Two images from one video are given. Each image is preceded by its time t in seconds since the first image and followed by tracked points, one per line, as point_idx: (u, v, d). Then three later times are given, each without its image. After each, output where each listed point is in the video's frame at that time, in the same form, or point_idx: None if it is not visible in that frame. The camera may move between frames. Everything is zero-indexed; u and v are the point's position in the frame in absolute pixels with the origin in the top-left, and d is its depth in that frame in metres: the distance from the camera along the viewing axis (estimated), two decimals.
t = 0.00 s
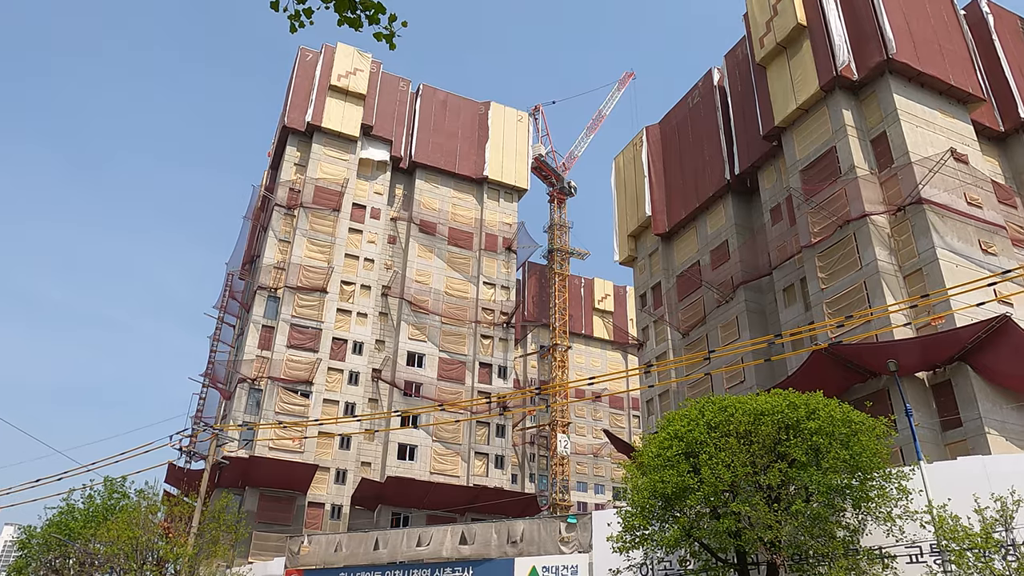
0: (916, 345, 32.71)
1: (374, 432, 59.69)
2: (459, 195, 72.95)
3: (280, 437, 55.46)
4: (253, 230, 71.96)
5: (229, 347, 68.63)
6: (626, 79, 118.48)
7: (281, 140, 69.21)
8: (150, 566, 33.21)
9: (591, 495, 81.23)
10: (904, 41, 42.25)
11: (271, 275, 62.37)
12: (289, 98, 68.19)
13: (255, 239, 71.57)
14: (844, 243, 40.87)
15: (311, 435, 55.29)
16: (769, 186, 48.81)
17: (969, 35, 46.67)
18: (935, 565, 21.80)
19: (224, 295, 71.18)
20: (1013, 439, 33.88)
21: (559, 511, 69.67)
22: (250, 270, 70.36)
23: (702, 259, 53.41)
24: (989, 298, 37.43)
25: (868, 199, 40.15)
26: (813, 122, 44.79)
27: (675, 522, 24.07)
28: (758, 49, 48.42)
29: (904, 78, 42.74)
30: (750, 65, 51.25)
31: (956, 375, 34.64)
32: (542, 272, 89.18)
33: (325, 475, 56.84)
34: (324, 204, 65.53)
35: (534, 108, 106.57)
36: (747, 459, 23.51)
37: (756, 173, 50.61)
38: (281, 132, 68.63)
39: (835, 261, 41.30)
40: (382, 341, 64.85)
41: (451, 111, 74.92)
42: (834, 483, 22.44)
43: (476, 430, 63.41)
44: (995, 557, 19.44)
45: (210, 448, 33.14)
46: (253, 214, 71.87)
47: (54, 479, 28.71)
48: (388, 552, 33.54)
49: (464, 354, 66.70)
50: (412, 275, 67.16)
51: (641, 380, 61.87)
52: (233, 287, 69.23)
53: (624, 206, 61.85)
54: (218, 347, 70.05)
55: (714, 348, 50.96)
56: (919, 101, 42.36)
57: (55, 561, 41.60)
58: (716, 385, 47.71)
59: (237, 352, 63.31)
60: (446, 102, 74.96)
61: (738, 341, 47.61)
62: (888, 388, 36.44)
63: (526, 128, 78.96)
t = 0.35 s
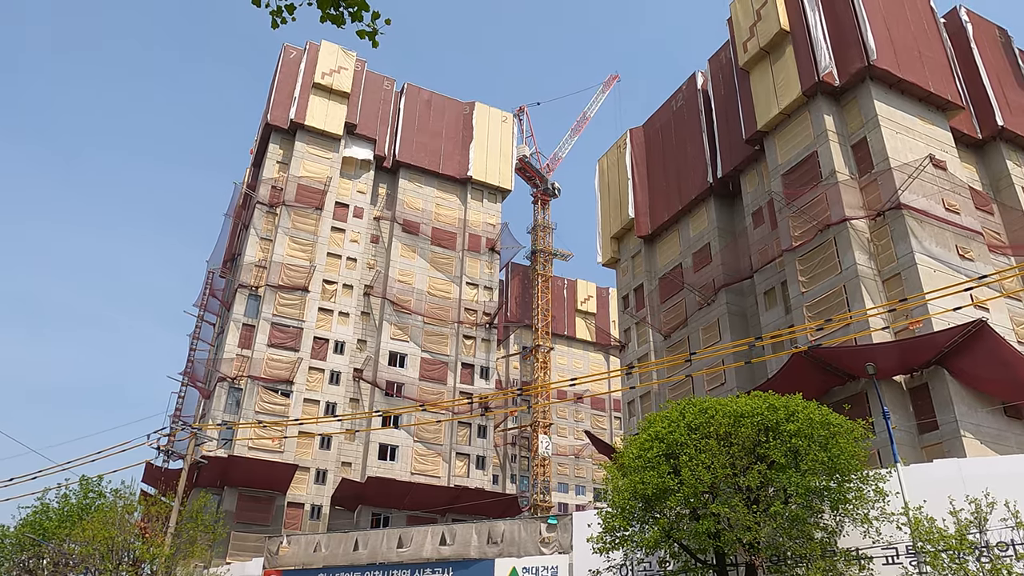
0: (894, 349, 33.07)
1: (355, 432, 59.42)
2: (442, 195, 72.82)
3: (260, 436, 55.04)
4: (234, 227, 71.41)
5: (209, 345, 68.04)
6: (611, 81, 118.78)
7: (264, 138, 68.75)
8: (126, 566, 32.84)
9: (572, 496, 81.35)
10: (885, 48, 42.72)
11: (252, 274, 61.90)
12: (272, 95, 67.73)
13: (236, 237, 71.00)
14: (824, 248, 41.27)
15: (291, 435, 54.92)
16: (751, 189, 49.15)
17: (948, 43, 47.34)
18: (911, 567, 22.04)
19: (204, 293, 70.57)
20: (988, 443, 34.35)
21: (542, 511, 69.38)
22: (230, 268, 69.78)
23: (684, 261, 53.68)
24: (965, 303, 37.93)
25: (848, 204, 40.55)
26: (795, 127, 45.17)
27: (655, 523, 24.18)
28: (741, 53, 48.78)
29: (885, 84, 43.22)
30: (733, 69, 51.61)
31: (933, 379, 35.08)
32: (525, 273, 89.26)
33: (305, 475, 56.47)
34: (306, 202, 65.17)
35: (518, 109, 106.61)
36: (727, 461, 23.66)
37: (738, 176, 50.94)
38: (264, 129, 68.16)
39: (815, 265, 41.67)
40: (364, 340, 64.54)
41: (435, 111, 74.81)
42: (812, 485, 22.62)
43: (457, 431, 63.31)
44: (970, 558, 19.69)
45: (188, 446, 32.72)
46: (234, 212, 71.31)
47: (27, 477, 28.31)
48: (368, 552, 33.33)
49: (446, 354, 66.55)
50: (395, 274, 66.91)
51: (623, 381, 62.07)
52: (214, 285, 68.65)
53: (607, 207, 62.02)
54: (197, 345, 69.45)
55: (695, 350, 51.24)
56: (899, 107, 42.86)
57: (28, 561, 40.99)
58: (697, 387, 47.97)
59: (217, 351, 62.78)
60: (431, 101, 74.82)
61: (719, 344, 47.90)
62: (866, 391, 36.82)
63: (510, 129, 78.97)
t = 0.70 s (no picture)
0: (867, 352, 33.49)
1: (330, 430, 59.02)
2: (422, 193, 72.59)
3: (234, 434, 54.48)
4: (210, 223, 70.63)
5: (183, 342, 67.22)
6: (592, 83, 119.19)
7: (242, 133, 68.07)
8: (95, 565, 32.29)
9: (548, 497, 81.49)
10: (861, 55, 43.26)
11: (228, 270, 61.23)
12: (250, 90, 67.08)
13: (212, 233, 70.21)
14: (799, 252, 41.73)
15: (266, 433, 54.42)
16: (728, 193, 49.53)
17: (923, 51, 48.10)
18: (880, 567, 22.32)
19: (179, 289, 69.72)
20: (957, 446, 34.90)
21: (516, 511, 69.68)
22: (206, 264, 68.99)
23: (662, 263, 53.97)
24: (936, 308, 38.55)
25: (824, 209, 41.01)
26: (773, 132, 45.62)
27: (629, 523, 24.29)
28: (721, 57, 49.16)
29: (860, 91, 43.78)
30: (712, 73, 51.98)
31: (904, 383, 35.62)
32: (503, 273, 89.29)
33: (279, 474, 55.98)
34: (284, 199, 64.65)
35: (499, 109, 106.59)
36: (701, 462, 23.85)
37: (716, 180, 51.33)
38: (242, 124, 67.49)
39: (790, 269, 42.10)
40: (341, 339, 64.09)
41: (416, 109, 74.57)
42: (785, 486, 22.86)
43: (434, 431, 63.14)
44: (937, 560, 19.99)
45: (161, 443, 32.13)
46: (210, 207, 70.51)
47: None
48: (342, 552, 33.08)
49: (423, 353, 66.35)
50: (373, 272, 66.57)
51: (600, 382, 62.31)
52: (189, 281, 67.83)
53: (587, 208, 62.19)
54: (171, 341, 68.62)
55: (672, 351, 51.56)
56: (874, 114, 43.45)
57: None
58: (673, 388, 48.28)
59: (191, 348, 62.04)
60: (411, 99, 74.57)
61: (696, 345, 48.22)
62: (839, 394, 37.26)
63: (491, 129, 78.96)
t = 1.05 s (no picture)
0: (835, 357, 33.96)
1: (301, 428, 58.51)
2: (398, 191, 72.24)
3: (202, 431, 53.80)
4: (182, 217, 69.67)
5: (152, 336, 66.22)
6: (570, 84, 119.49)
7: (216, 126, 67.23)
8: (57, 564, 31.72)
9: (519, 496, 81.58)
10: (835, 63, 43.85)
11: (199, 265, 60.45)
12: (225, 83, 66.27)
13: (183, 227, 69.24)
14: (771, 256, 42.21)
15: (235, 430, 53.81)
16: (703, 197, 49.94)
17: (894, 61, 48.94)
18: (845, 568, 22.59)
19: (149, 284, 68.72)
20: (921, 449, 35.54)
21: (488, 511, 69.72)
22: (176, 259, 68.03)
23: (636, 265, 54.27)
24: (904, 313, 39.24)
25: (796, 214, 41.53)
26: (747, 137, 46.10)
27: (600, 523, 24.41)
28: (698, 62, 49.57)
29: (834, 99, 44.40)
30: (689, 78, 52.38)
31: (871, 387, 36.22)
32: (478, 273, 89.24)
33: (249, 471, 55.39)
34: (258, 194, 64.00)
35: (476, 108, 106.44)
36: (672, 462, 24.03)
37: (691, 183, 51.75)
38: (215, 117, 66.65)
39: (762, 273, 42.58)
40: (313, 336, 63.57)
41: (393, 106, 74.21)
42: (753, 488, 23.12)
43: (406, 429, 62.88)
44: (900, 561, 20.32)
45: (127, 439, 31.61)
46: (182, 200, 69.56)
47: None
48: (311, 551, 32.78)
49: (397, 351, 66.06)
50: (347, 270, 66.13)
51: (573, 382, 62.55)
52: (159, 275, 66.83)
53: (563, 209, 62.33)
54: (140, 336, 67.59)
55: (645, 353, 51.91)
56: (847, 122, 44.08)
57: None
58: (646, 390, 48.62)
59: (160, 343, 61.14)
60: (388, 96, 74.19)
61: (668, 347, 48.57)
62: (808, 397, 37.77)
63: (468, 128, 78.83)
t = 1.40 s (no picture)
0: (804, 361, 34.39)
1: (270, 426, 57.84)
2: (372, 189, 71.81)
3: (169, 429, 52.98)
4: (151, 211, 68.54)
5: (118, 332, 65.04)
6: (546, 86, 119.76)
7: (187, 119, 66.27)
8: (16, 564, 30.99)
9: (490, 497, 81.59)
10: (807, 72, 44.47)
11: (169, 260, 59.51)
12: (198, 76, 65.36)
13: (152, 221, 68.15)
14: (742, 261, 42.68)
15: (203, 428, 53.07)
16: (676, 201, 50.33)
17: (865, 72, 49.81)
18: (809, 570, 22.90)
19: (116, 278, 67.53)
20: (885, 453, 36.17)
21: (458, 511, 69.57)
22: (145, 253, 66.91)
23: (610, 268, 54.52)
24: (870, 320, 39.93)
25: (767, 220, 42.05)
26: (721, 142, 46.58)
27: (570, 525, 24.47)
28: (673, 67, 49.99)
29: (806, 107, 45.02)
30: (664, 82, 52.80)
31: (838, 392, 36.80)
32: (452, 272, 89.10)
33: (216, 470, 54.62)
34: (229, 189, 63.23)
35: (452, 107, 106.20)
36: (641, 464, 24.17)
37: (665, 187, 52.16)
38: (187, 111, 65.71)
39: (734, 277, 43.03)
40: (284, 334, 62.93)
41: (368, 104, 73.79)
42: (721, 490, 23.36)
43: (376, 429, 62.55)
44: (863, 563, 20.67)
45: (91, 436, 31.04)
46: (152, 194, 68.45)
47: None
48: (278, 551, 32.40)
49: (369, 350, 65.66)
50: (319, 267, 65.61)
51: (545, 383, 62.72)
52: (126, 270, 65.65)
53: (538, 210, 62.45)
54: (106, 331, 66.37)
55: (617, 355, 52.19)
56: (818, 130, 44.73)
57: None
58: (617, 391, 48.91)
59: (126, 339, 60.07)
60: (364, 93, 73.75)
61: (640, 350, 48.89)
62: (777, 401, 38.24)
63: (444, 127, 78.67)
